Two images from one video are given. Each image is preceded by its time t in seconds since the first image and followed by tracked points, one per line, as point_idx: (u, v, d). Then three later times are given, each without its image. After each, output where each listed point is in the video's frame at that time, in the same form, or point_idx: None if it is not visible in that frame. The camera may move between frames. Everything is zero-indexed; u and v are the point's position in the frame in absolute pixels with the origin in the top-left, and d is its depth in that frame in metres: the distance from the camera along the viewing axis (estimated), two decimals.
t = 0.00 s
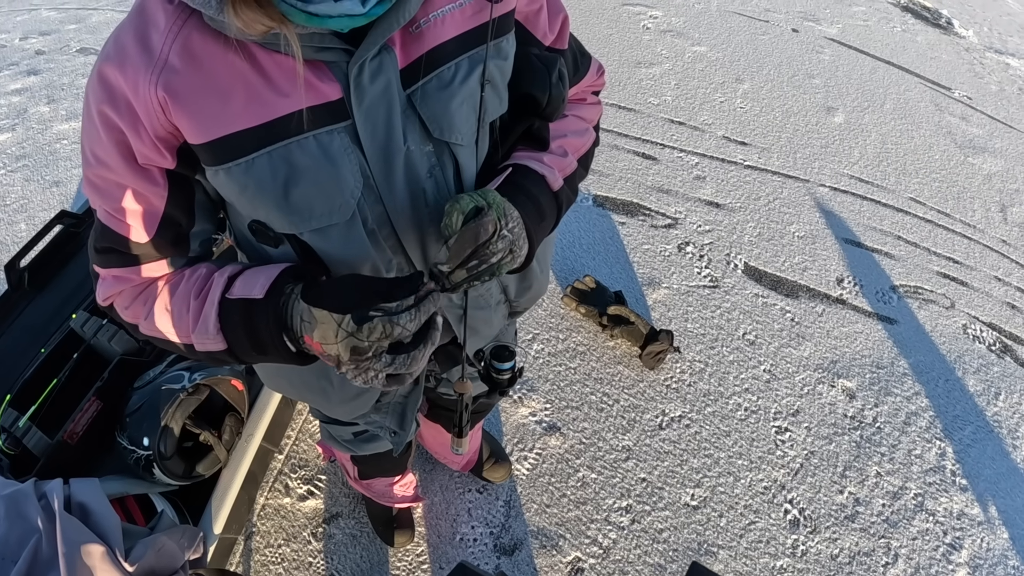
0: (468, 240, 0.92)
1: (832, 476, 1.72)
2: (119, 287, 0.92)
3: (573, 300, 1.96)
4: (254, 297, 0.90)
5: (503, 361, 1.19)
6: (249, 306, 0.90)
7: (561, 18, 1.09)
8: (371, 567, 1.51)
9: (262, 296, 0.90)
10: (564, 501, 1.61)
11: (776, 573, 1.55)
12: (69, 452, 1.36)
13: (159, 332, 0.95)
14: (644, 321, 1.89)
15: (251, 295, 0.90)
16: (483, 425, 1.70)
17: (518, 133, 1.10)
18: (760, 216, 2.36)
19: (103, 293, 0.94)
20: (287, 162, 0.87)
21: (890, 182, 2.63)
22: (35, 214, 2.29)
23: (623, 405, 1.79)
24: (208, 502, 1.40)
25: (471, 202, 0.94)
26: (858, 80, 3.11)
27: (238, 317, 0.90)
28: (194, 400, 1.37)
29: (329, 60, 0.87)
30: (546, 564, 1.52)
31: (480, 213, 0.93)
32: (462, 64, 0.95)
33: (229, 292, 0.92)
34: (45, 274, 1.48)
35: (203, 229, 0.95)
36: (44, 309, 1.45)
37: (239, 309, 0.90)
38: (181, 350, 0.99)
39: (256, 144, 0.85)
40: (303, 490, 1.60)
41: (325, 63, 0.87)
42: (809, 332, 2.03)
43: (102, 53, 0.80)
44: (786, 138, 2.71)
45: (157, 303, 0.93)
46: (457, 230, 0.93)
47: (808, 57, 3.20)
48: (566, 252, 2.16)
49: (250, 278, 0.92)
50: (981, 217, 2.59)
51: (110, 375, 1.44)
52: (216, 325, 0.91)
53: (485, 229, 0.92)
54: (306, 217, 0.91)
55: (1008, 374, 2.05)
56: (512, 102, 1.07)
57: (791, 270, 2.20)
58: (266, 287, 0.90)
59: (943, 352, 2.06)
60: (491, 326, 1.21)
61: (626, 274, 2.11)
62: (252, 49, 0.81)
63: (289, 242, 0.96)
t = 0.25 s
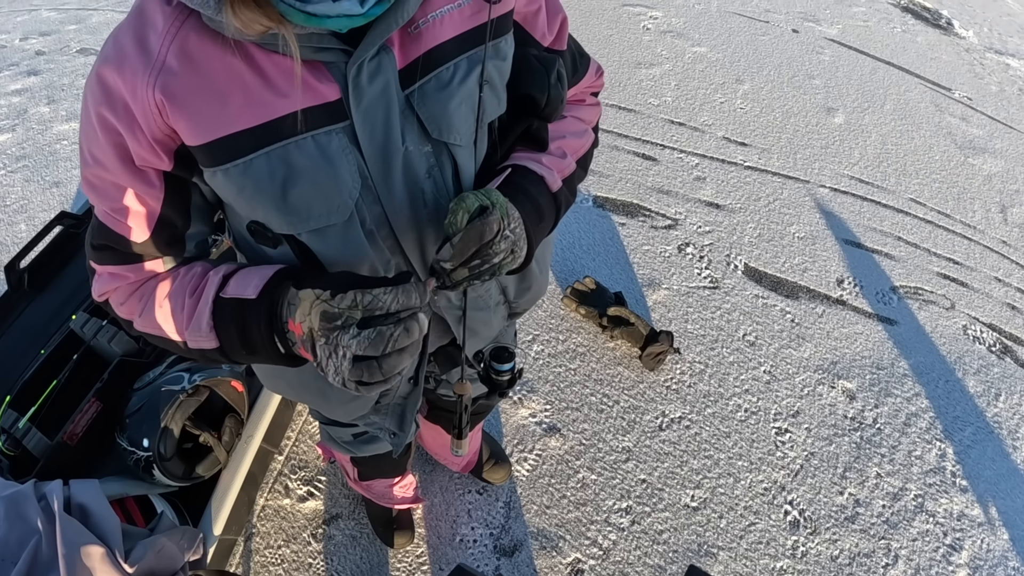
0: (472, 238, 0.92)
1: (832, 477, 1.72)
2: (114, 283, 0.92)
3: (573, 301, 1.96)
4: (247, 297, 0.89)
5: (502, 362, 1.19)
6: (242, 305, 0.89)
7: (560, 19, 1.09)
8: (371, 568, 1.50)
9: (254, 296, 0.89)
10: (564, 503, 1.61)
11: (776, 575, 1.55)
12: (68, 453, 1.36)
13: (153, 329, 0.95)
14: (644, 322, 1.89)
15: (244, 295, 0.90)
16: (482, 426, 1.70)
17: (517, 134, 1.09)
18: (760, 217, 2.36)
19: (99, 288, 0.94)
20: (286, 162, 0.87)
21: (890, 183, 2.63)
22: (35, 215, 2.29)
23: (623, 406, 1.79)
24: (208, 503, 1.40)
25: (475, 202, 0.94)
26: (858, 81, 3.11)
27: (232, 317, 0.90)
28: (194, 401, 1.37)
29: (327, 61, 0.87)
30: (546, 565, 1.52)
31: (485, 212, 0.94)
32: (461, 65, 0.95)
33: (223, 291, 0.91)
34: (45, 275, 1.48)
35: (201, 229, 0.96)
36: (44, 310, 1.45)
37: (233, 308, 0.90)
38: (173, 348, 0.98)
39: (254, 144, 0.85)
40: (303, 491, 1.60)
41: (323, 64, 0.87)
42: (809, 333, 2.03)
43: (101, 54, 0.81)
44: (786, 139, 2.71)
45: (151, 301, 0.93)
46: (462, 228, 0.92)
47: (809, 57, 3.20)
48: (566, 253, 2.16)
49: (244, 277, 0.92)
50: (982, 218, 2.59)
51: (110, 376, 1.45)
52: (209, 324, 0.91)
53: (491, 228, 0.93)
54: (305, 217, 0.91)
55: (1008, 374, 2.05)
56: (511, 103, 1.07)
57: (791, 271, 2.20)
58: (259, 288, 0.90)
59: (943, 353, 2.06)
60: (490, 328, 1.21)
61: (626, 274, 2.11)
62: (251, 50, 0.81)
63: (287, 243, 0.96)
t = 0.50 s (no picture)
0: (468, 244, 0.92)
1: (832, 479, 1.72)
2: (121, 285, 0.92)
3: (574, 302, 1.96)
4: (255, 296, 0.90)
5: (501, 364, 1.19)
6: (251, 304, 0.90)
7: (558, 22, 1.10)
8: (371, 568, 1.51)
9: (263, 294, 0.89)
10: (563, 503, 1.61)
11: None
12: (69, 453, 1.36)
13: (160, 329, 0.95)
14: (644, 323, 1.89)
15: (253, 293, 0.90)
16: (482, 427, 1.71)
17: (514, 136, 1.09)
18: (761, 218, 2.36)
19: (105, 291, 0.94)
20: (283, 164, 0.87)
21: (891, 184, 2.63)
22: (36, 215, 2.30)
23: (623, 407, 1.79)
24: (209, 503, 1.40)
25: (472, 207, 0.94)
26: (860, 82, 3.11)
27: (240, 315, 0.90)
28: (194, 402, 1.37)
29: (325, 63, 0.87)
30: (545, 566, 1.52)
31: (482, 218, 0.94)
32: (458, 67, 0.95)
33: (231, 290, 0.92)
34: (46, 275, 1.48)
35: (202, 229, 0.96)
36: (46, 310, 1.46)
37: (241, 307, 0.90)
38: (181, 347, 0.99)
39: (252, 147, 0.85)
40: (303, 491, 1.60)
41: (321, 66, 0.87)
42: (809, 334, 2.03)
43: (101, 57, 0.81)
44: (787, 140, 2.71)
45: (159, 301, 0.94)
46: (458, 234, 0.92)
47: (810, 58, 3.19)
48: (566, 254, 2.16)
49: (252, 275, 0.92)
50: (983, 219, 2.59)
51: (110, 377, 1.45)
52: (218, 323, 0.92)
53: (486, 235, 0.93)
54: (302, 219, 0.91)
55: (1008, 376, 2.05)
56: (508, 105, 1.07)
57: (792, 273, 2.20)
58: (268, 285, 0.90)
59: (943, 355, 2.06)
60: (489, 329, 1.21)
61: (627, 275, 2.11)
62: (250, 52, 0.82)
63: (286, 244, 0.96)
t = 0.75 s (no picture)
0: (476, 262, 0.91)
1: (833, 481, 1.72)
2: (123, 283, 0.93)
3: (576, 302, 1.96)
4: (258, 292, 0.90)
5: (501, 363, 1.19)
6: (253, 301, 0.90)
7: (558, 21, 1.10)
8: (371, 567, 1.51)
9: (265, 291, 0.90)
10: (564, 504, 1.61)
11: None
12: (70, 451, 1.38)
13: (161, 327, 0.95)
14: (646, 324, 1.89)
15: (255, 290, 0.90)
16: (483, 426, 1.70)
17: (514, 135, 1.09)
18: (764, 219, 2.36)
19: (105, 289, 0.94)
20: (282, 163, 0.87)
21: (895, 186, 2.62)
22: (39, 212, 2.30)
23: (625, 408, 1.79)
24: (210, 501, 1.40)
25: (484, 225, 0.94)
26: (864, 83, 3.10)
27: (242, 312, 0.90)
28: (195, 400, 1.37)
29: (325, 62, 0.87)
30: (545, 566, 1.52)
31: (493, 238, 0.94)
32: (457, 66, 0.95)
33: (233, 288, 0.92)
34: (49, 273, 1.47)
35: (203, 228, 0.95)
36: (48, 307, 1.44)
37: (244, 304, 0.90)
38: (181, 346, 0.98)
39: (252, 145, 0.85)
40: (304, 490, 1.60)
41: (321, 65, 0.87)
42: (812, 336, 2.03)
43: (102, 54, 0.81)
44: (791, 141, 2.70)
45: (161, 300, 0.94)
46: (467, 250, 0.92)
47: (814, 59, 3.19)
48: (568, 254, 2.16)
49: (255, 273, 0.92)
50: (986, 222, 2.58)
51: (111, 375, 1.46)
52: (219, 320, 0.91)
53: (495, 255, 0.93)
54: (302, 218, 0.90)
55: (1011, 379, 2.04)
56: (508, 105, 1.06)
57: (794, 274, 2.19)
58: (270, 283, 0.90)
59: (945, 357, 2.05)
60: (489, 328, 1.21)
61: (629, 276, 2.11)
62: (249, 51, 0.81)
63: (286, 242, 0.96)
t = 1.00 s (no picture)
0: (485, 267, 0.91)
1: (836, 484, 1.71)
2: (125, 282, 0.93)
3: (580, 303, 1.96)
4: (260, 294, 0.90)
5: (505, 365, 1.21)
6: (255, 302, 0.89)
7: (565, 21, 1.09)
8: (372, 567, 1.50)
9: (267, 293, 0.89)
10: (567, 505, 1.61)
11: None
12: (71, 448, 1.38)
13: (163, 326, 0.95)
14: (650, 325, 1.88)
15: (258, 291, 0.90)
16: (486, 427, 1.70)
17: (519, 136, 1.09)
18: (770, 220, 2.35)
19: (107, 288, 0.94)
20: (286, 162, 0.87)
21: (900, 188, 2.61)
22: (44, 208, 2.30)
23: (628, 409, 1.79)
24: (212, 499, 1.41)
25: (493, 229, 0.94)
26: (870, 85, 3.08)
27: (245, 313, 0.90)
28: (198, 399, 1.37)
29: (328, 61, 0.86)
30: (547, 567, 1.52)
31: (501, 242, 0.94)
32: (462, 66, 0.94)
33: (235, 288, 0.91)
34: (51, 271, 1.48)
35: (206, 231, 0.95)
36: (51, 305, 1.45)
37: (246, 304, 0.90)
38: (183, 345, 0.98)
39: (255, 143, 0.84)
40: (306, 489, 1.60)
41: (325, 64, 0.87)
42: (816, 338, 2.02)
43: (105, 51, 0.81)
44: (797, 142, 2.69)
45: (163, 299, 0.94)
46: (476, 254, 0.91)
47: (820, 60, 3.17)
48: (573, 254, 2.15)
49: (257, 273, 0.92)
50: (992, 225, 2.57)
51: (114, 373, 1.47)
52: (221, 320, 0.91)
53: (504, 259, 0.92)
54: (304, 218, 0.90)
55: (1015, 384, 2.03)
56: (515, 105, 1.06)
57: (799, 276, 2.19)
58: (272, 283, 0.90)
59: (950, 361, 2.04)
60: (492, 329, 1.21)
61: (633, 277, 2.10)
62: (253, 49, 0.81)
63: (288, 242, 0.96)
